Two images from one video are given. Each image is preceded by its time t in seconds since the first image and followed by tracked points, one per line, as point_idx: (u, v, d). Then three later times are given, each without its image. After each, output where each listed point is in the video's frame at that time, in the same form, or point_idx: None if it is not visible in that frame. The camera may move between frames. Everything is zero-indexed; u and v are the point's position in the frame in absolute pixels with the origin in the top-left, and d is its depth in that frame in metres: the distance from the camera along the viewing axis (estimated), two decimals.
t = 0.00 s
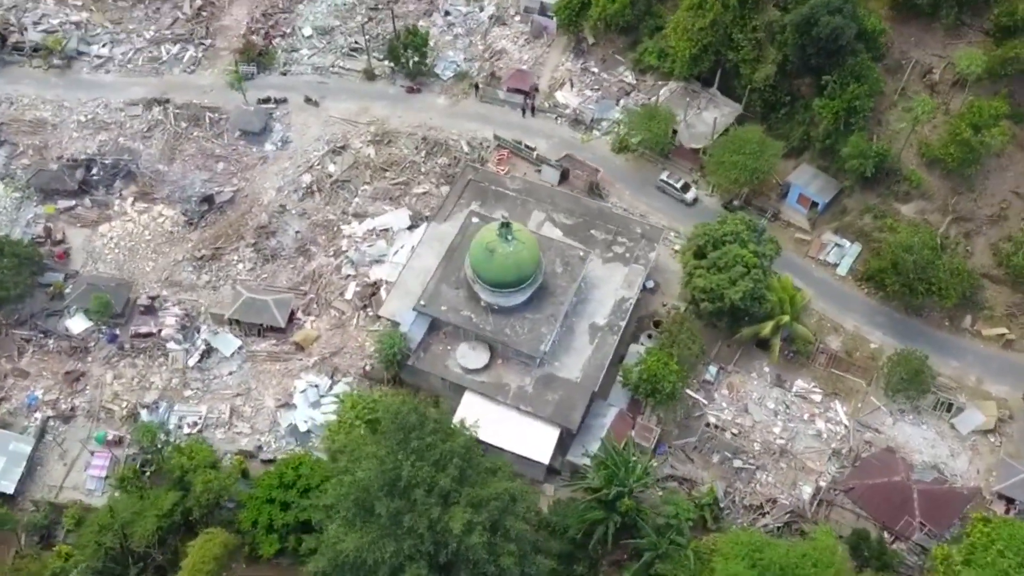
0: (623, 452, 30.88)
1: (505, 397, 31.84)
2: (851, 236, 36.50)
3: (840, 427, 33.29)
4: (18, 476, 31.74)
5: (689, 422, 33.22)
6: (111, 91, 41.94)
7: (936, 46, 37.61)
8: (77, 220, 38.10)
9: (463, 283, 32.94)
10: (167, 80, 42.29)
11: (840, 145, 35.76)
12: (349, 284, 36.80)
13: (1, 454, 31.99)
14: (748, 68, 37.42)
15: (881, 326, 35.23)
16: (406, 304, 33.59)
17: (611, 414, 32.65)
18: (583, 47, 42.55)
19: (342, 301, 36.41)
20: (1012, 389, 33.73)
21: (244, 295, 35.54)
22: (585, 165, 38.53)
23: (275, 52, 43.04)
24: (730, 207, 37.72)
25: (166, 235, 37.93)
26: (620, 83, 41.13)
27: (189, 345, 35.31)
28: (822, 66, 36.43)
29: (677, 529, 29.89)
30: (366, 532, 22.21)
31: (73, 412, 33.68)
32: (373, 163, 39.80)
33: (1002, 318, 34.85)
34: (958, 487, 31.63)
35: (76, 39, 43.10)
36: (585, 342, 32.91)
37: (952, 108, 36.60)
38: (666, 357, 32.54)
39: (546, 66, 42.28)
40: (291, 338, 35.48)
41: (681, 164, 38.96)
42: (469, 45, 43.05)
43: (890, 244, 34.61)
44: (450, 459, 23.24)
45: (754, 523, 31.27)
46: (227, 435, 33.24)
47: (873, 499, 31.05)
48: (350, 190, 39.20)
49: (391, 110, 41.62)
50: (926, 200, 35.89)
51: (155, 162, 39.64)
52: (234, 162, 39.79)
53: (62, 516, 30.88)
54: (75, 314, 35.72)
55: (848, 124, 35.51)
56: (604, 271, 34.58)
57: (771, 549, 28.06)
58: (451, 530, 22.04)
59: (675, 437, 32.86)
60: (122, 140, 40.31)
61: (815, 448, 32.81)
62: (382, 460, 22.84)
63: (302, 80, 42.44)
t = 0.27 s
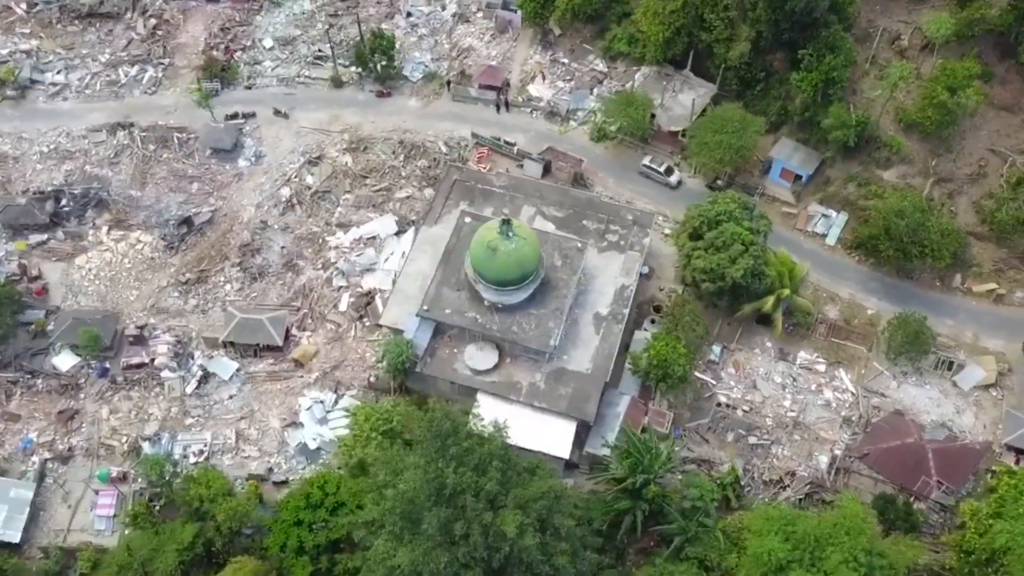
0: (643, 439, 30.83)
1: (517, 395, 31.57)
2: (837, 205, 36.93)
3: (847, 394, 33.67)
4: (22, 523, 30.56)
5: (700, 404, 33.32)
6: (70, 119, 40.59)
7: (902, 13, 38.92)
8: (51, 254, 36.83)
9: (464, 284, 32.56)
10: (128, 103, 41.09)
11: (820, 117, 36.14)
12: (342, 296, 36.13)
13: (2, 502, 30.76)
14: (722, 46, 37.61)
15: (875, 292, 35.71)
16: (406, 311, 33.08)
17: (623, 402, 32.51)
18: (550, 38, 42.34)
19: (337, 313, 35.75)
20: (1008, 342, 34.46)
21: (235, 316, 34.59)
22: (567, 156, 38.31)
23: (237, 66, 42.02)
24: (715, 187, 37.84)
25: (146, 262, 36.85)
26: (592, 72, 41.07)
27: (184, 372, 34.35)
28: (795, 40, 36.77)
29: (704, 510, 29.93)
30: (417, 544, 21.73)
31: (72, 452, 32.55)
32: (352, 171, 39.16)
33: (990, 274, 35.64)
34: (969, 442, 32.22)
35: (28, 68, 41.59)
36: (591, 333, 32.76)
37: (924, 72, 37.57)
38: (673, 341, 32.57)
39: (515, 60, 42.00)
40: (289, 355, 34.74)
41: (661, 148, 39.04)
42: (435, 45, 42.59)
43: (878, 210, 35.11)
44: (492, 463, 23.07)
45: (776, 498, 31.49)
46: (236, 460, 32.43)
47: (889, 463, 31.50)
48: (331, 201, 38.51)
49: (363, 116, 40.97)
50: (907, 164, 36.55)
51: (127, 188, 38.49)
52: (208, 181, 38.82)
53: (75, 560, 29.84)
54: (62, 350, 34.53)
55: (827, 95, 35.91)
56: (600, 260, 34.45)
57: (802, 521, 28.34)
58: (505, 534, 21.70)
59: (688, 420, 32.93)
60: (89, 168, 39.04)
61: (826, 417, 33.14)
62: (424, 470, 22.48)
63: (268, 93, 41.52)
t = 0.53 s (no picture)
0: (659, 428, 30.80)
1: (530, 395, 31.30)
2: (820, 180, 37.30)
3: (851, 366, 34.02)
4: (31, 571, 29.47)
5: (708, 387, 33.38)
6: (34, 150, 39.30)
7: None
8: (30, 291, 35.62)
9: (465, 287, 32.17)
10: (93, 129, 39.93)
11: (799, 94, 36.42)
12: (337, 309, 35.52)
13: (8, 551, 29.64)
14: (695, 31, 37.69)
15: (866, 263, 36.13)
16: (408, 319, 32.63)
17: (633, 393, 32.41)
18: (518, 35, 42.14)
19: (333, 327, 35.14)
20: (999, 302, 35.17)
21: (231, 339, 33.85)
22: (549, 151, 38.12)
23: (202, 84, 41.10)
24: (699, 172, 38.01)
25: (130, 291, 35.83)
26: (564, 65, 40.93)
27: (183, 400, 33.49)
28: (768, 20, 36.96)
29: (728, 493, 29.99)
30: (467, 553, 21.40)
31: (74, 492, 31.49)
32: (332, 182, 38.52)
33: (975, 237, 36.37)
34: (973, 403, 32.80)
35: None
36: (596, 326, 32.62)
37: (895, 43, 37.31)
38: (679, 327, 32.63)
39: (485, 59, 41.72)
40: (290, 374, 34.06)
41: (642, 136, 39.08)
42: (404, 50, 42.08)
43: (864, 182, 35.51)
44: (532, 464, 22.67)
45: (793, 474, 31.70)
46: (246, 486, 31.70)
47: (900, 430, 31.93)
48: (315, 214, 37.83)
49: (337, 126, 40.34)
50: (886, 135, 36.91)
51: (102, 217, 37.38)
52: (186, 204, 37.89)
53: None
54: (52, 389, 33.43)
55: (804, 73, 36.19)
56: (597, 253, 34.31)
57: (826, 496, 28.64)
58: (555, 536, 21.38)
59: (699, 405, 32.99)
60: (60, 199, 37.83)
61: (833, 390, 33.44)
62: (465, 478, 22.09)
63: (237, 109, 40.67)
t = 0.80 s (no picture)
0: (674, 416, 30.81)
1: (541, 393, 31.10)
2: (802, 158, 37.68)
3: (850, 339, 34.41)
4: None
5: (714, 371, 33.48)
6: None
7: None
8: (11, 330, 34.39)
9: (466, 290, 31.82)
10: (60, 159, 38.73)
11: (776, 74, 36.71)
12: (333, 323, 34.94)
13: None
14: (668, 19, 37.67)
15: (854, 236, 36.56)
16: (411, 327, 32.19)
17: (642, 383, 32.38)
18: (486, 34, 41.86)
19: (331, 342, 34.54)
20: (986, 264, 35.86)
21: (228, 362, 32.97)
22: (531, 148, 37.92)
23: (169, 105, 40.13)
24: (681, 158, 38.15)
25: (117, 322, 34.80)
26: (536, 61, 40.75)
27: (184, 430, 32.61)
28: (739, 3, 37.19)
29: (748, 474, 30.13)
30: (518, 558, 21.13)
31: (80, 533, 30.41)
32: (314, 196, 37.83)
33: (956, 202, 37.06)
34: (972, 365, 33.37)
35: None
36: (600, 320, 32.53)
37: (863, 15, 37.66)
38: (682, 314, 32.71)
39: (455, 61, 41.36)
40: (292, 393, 33.37)
41: (620, 127, 39.08)
42: (372, 57, 41.52)
43: (847, 156, 35.93)
44: (572, 461, 22.47)
45: (807, 449, 31.94)
46: (261, 511, 30.98)
47: (906, 398, 32.41)
48: (299, 228, 37.12)
49: (312, 138, 39.65)
50: (863, 108, 37.33)
51: (79, 249, 36.25)
52: (165, 229, 36.93)
53: None
54: (47, 430, 32.33)
55: (780, 52, 36.48)
56: (592, 246, 34.21)
57: (847, 469, 28.84)
58: (606, 532, 21.20)
59: (707, 389, 33.08)
60: (33, 234, 36.59)
61: (836, 364, 33.78)
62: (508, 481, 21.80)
63: (208, 128, 39.76)
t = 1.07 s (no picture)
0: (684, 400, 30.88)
1: (550, 390, 30.90)
2: (773, 133, 38.05)
3: (841, 307, 34.87)
4: None
5: (714, 351, 33.59)
6: None
7: None
8: None
9: (464, 294, 31.46)
10: (19, 199, 37.32)
11: (742, 53, 36.98)
12: (325, 341, 34.22)
13: None
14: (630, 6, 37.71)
15: (832, 206, 37.01)
16: (410, 336, 31.72)
17: (647, 370, 32.37)
18: (445, 35, 41.37)
19: (326, 360, 33.84)
20: (961, 222, 36.64)
21: (224, 391, 31.98)
22: (505, 146, 37.64)
23: (127, 134, 38.95)
24: (655, 143, 38.24)
25: (101, 361, 33.66)
26: (499, 59, 40.48)
27: (185, 464, 31.62)
28: None
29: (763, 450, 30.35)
30: (573, 557, 20.93)
31: None
32: (290, 213, 37.03)
33: (925, 164, 37.79)
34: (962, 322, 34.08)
35: None
36: (599, 311, 32.44)
37: None
38: (679, 298, 32.78)
39: (417, 65, 40.88)
40: (292, 416, 32.63)
41: (591, 118, 39.03)
42: (331, 67, 40.84)
43: (819, 128, 36.38)
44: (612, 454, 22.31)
45: (814, 420, 32.29)
46: (277, 539, 30.22)
47: (903, 359, 32.97)
48: (279, 247, 36.29)
49: (280, 155, 38.83)
50: (827, 80, 37.88)
51: (52, 289, 34.96)
52: (140, 260, 35.83)
53: None
54: (42, 479, 31.12)
55: (744, 31, 36.80)
56: (580, 238, 34.11)
57: (861, 434, 29.23)
58: (658, 522, 21.09)
59: (710, 371, 33.19)
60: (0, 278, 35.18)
61: (831, 333, 34.21)
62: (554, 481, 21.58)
63: (171, 154, 38.69)
